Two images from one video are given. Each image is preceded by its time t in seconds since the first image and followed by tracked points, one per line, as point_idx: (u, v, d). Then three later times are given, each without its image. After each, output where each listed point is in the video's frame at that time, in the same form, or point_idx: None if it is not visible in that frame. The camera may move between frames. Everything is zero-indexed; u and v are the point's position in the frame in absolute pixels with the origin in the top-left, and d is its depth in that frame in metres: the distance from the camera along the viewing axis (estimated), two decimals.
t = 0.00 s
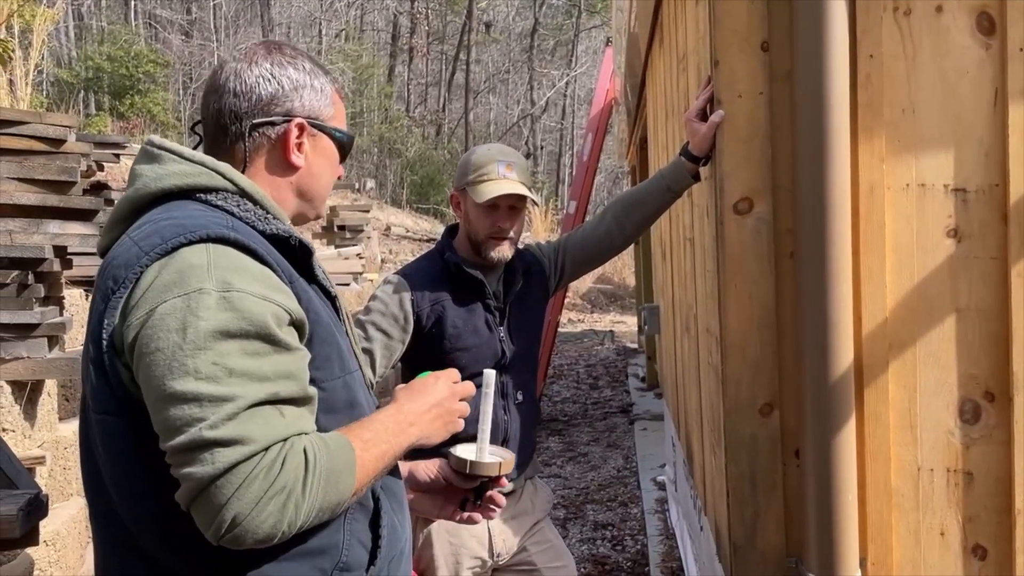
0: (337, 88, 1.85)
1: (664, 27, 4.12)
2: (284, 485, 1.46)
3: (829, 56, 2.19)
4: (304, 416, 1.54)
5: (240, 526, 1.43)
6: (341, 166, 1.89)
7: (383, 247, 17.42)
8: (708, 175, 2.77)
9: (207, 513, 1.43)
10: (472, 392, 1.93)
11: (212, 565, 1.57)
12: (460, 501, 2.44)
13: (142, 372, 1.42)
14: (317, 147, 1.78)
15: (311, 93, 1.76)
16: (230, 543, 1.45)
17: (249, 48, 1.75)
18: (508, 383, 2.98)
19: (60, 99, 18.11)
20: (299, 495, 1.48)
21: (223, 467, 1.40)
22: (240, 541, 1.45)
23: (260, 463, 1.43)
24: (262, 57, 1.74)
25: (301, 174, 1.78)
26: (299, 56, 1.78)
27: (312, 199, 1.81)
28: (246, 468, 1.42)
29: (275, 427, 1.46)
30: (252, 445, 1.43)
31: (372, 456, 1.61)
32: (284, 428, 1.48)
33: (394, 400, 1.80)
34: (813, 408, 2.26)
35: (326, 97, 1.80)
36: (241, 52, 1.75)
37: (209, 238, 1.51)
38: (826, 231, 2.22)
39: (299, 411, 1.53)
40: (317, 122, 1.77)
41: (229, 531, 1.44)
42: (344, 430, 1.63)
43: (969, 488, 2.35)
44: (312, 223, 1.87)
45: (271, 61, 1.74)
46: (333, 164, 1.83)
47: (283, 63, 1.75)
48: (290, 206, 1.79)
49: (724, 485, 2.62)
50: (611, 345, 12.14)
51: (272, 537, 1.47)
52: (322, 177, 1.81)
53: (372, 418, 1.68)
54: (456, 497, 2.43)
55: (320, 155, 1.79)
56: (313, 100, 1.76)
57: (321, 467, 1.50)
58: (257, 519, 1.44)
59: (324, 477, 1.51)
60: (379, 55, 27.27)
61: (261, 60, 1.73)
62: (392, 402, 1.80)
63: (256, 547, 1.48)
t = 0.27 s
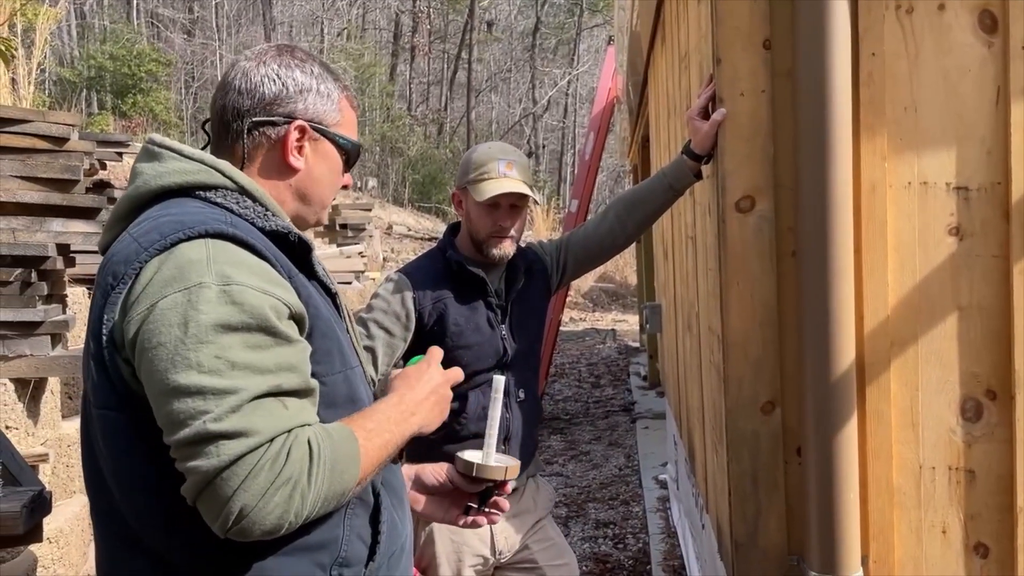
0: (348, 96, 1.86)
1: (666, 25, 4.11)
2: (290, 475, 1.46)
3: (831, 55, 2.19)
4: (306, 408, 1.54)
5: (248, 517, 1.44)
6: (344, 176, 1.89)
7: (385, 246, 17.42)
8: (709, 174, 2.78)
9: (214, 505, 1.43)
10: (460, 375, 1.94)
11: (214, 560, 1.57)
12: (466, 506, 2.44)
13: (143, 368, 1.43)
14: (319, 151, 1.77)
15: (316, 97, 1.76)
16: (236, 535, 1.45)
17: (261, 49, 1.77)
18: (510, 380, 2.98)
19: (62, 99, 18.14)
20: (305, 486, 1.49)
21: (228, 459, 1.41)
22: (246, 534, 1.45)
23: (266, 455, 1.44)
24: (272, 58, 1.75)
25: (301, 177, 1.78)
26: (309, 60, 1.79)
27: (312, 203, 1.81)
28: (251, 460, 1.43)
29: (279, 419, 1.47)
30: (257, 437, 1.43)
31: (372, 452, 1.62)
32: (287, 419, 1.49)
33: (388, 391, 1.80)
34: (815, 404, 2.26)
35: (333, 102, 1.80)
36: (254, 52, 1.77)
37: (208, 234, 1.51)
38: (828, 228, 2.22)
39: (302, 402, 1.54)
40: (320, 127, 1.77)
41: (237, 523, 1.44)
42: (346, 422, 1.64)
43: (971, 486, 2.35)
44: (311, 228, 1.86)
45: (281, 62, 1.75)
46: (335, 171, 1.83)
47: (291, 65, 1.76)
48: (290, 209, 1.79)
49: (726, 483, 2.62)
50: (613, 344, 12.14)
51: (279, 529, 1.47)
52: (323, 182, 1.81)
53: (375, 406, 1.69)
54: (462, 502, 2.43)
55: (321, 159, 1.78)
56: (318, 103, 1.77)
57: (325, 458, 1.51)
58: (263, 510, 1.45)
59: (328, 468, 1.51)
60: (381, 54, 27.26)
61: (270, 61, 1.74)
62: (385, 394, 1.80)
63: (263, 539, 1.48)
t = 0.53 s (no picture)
0: (349, 94, 1.86)
1: (668, 24, 4.11)
2: (284, 476, 1.47)
3: (832, 54, 2.19)
4: (302, 409, 1.55)
5: (239, 516, 1.44)
6: (347, 174, 1.89)
7: (387, 245, 17.42)
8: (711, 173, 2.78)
9: (206, 504, 1.44)
10: (453, 378, 1.97)
11: (214, 558, 1.58)
12: (462, 514, 2.43)
13: (142, 365, 1.43)
14: (321, 150, 1.78)
15: (317, 96, 1.76)
16: (228, 534, 1.46)
17: (263, 48, 1.77)
18: (511, 379, 2.99)
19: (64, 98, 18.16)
20: (298, 487, 1.49)
21: (222, 458, 1.41)
22: (239, 533, 1.46)
23: (261, 455, 1.44)
24: (273, 57, 1.75)
25: (302, 176, 1.78)
26: (311, 59, 1.79)
27: (313, 201, 1.81)
28: (246, 460, 1.43)
29: (275, 419, 1.47)
30: (252, 436, 1.43)
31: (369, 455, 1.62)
32: (284, 419, 1.49)
33: (383, 393, 1.81)
34: (815, 402, 2.26)
35: (335, 101, 1.80)
36: (255, 50, 1.77)
37: (208, 232, 1.51)
38: (829, 227, 2.22)
39: (298, 402, 1.55)
40: (322, 126, 1.77)
41: (228, 522, 1.44)
42: (342, 423, 1.64)
43: (972, 485, 2.35)
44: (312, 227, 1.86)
45: (282, 62, 1.75)
46: (337, 170, 1.83)
47: (293, 64, 1.76)
48: (292, 208, 1.79)
49: (727, 482, 2.62)
50: (614, 343, 12.14)
51: (270, 529, 1.48)
52: (324, 180, 1.81)
53: (371, 410, 1.70)
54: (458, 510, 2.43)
55: (323, 158, 1.79)
56: (319, 103, 1.77)
57: (319, 459, 1.51)
58: (256, 510, 1.45)
59: (322, 469, 1.52)
60: (382, 53, 27.27)
61: (271, 60, 1.74)
62: (382, 396, 1.81)
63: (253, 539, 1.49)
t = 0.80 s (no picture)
0: (343, 88, 1.85)
1: (668, 23, 4.11)
2: (283, 478, 1.47)
3: (832, 53, 2.19)
4: (301, 411, 1.55)
5: (239, 518, 1.44)
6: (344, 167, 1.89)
7: (388, 244, 17.42)
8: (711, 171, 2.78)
9: (206, 505, 1.44)
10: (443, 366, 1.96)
11: (213, 557, 1.58)
12: (461, 516, 2.43)
13: (141, 366, 1.43)
14: (317, 144, 1.78)
15: (313, 92, 1.76)
16: (228, 536, 1.46)
17: (255, 45, 1.76)
18: (510, 378, 2.99)
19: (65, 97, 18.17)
20: (297, 488, 1.49)
21: (221, 460, 1.41)
22: (238, 534, 1.46)
23: (260, 456, 1.44)
24: (266, 54, 1.74)
25: (300, 174, 1.78)
26: (306, 55, 1.78)
27: (312, 196, 1.81)
28: (246, 461, 1.43)
29: (274, 421, 1.47)
30: (251, 438, 1.44)
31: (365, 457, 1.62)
32: (282, 421, 1.49)
33: (377, 391, 1.80)
34: (815, 403, 2.26)
35: (331, 97, 1.80)
36: (248, 48, 1.77)
37: (207, 234, 1.51)
38: (829, 227, 2.22)
39: (297, 404, 1.55)
40: (318, 122, 1.77)
41: (228, 523, 1.44)
42: (338, 423, 1.64)
43: (973, 484, 2.35)
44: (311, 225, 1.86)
45: (275, 59, 1.74)
46: (335, 165, 1.83)
47: (287, 60, 1.75)
48: (292, 203, 1.80)
49: (728, 482, 2.62)
50: (616, 342, 12.14)
51: (270, 530, 1.48)
52: (322, 176, 1.82)
53: (365, 409, 1.69)
54: (458, 511, 2.43)
55: (320, 155, 1.79)
56: (315, 99, 1.76)
57: (318, 461, 1.51)
58: (255, 511, 1.45)
59: (321, 471, 1.52)
60: (383, 53, 27.27)
61: (264, 58, 1.74)
62: (377, 393, 1.80)
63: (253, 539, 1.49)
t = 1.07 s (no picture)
0: (338, 77, 1.85)
1: (669, 21, 4.12)
2: (285, 478, 1.47)
3: (834, 50, 2.19)
4: (303, 410, 1.55)
5: (242, 518, 1.45)
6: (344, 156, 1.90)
7: (389, 243, 17.43)
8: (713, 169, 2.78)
9: (208, 506, 1.44)
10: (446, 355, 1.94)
11: (217, 553, 1.58)
12: (465, 509, 2.43)
13: (145, 366, 1.43)
14: (323, 139, 1.78)
15: (315, 88, 1.76)
16: (230, 535, 1.46)
17: (248, 43, 1.74)
18: (512, 375, 2.99)
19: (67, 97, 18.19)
20: (299, 488, 1.49)
21: (224, 461, 1.41)
22: (241, 533, 1.46)
23: (262, 457, 1.45)
24: (264, 53, 1.73)
25: (308, 169, 1.79)
26: (301, 50, 1.77)
27: (320, 188, 1.83)
28: (248, 461, 1.43)
29: (275, 422, 1.48)
30: (253, 439, 1.44)
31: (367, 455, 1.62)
32: (284, 421, 1.49)
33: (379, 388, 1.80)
34: (816, 403, 2.26)
35: (330, 90, 1.79)
36: (242, 47, 1.74)
37: (210, 233, 1.52)
38: (831, 226, 2.22)
39: (299, 404, 1.55)
40: (322, 116, 1.77)
41: (231, 523, 1.45)
42: (339, 421, 1.64)
43: (975, 481, 2.35)
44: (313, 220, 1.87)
45: (274, 57, 1.73)
46: (337, 154, 1.84)
47: (286, 58, 1.74)
48: (298, 198, 1.81)
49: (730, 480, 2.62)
50: (617, 341, 12.14)
51: (273, 529, 1.48)
52: (327, 168, 1.83)
53: (366, 406, 1.69)
54: (462, 504, 2.43)
55: (326, 147, 1.80)
56: (318, 94, 1.76)
57: (320, 460, 1.51)
58: (258, 511, 1.45)
59: (323, 470, 1.52)
60: (384, 52, 27.29)
61: (264, 57, 1.72)
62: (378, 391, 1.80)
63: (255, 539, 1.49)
